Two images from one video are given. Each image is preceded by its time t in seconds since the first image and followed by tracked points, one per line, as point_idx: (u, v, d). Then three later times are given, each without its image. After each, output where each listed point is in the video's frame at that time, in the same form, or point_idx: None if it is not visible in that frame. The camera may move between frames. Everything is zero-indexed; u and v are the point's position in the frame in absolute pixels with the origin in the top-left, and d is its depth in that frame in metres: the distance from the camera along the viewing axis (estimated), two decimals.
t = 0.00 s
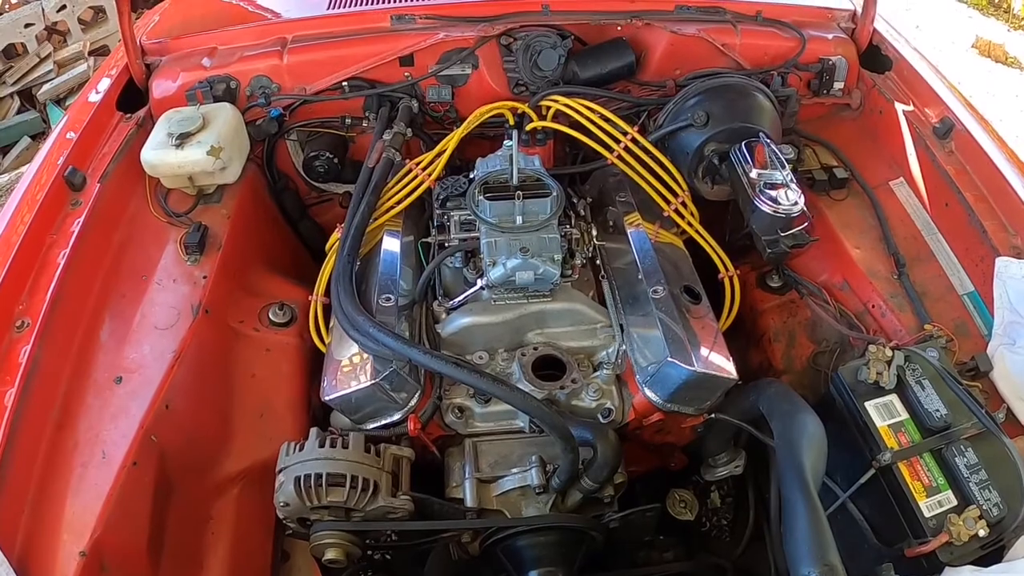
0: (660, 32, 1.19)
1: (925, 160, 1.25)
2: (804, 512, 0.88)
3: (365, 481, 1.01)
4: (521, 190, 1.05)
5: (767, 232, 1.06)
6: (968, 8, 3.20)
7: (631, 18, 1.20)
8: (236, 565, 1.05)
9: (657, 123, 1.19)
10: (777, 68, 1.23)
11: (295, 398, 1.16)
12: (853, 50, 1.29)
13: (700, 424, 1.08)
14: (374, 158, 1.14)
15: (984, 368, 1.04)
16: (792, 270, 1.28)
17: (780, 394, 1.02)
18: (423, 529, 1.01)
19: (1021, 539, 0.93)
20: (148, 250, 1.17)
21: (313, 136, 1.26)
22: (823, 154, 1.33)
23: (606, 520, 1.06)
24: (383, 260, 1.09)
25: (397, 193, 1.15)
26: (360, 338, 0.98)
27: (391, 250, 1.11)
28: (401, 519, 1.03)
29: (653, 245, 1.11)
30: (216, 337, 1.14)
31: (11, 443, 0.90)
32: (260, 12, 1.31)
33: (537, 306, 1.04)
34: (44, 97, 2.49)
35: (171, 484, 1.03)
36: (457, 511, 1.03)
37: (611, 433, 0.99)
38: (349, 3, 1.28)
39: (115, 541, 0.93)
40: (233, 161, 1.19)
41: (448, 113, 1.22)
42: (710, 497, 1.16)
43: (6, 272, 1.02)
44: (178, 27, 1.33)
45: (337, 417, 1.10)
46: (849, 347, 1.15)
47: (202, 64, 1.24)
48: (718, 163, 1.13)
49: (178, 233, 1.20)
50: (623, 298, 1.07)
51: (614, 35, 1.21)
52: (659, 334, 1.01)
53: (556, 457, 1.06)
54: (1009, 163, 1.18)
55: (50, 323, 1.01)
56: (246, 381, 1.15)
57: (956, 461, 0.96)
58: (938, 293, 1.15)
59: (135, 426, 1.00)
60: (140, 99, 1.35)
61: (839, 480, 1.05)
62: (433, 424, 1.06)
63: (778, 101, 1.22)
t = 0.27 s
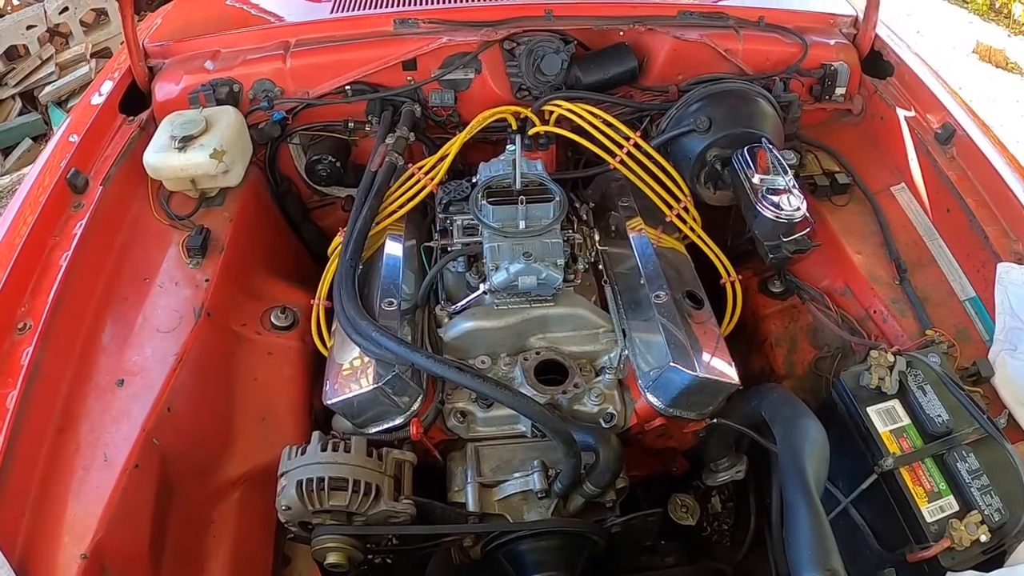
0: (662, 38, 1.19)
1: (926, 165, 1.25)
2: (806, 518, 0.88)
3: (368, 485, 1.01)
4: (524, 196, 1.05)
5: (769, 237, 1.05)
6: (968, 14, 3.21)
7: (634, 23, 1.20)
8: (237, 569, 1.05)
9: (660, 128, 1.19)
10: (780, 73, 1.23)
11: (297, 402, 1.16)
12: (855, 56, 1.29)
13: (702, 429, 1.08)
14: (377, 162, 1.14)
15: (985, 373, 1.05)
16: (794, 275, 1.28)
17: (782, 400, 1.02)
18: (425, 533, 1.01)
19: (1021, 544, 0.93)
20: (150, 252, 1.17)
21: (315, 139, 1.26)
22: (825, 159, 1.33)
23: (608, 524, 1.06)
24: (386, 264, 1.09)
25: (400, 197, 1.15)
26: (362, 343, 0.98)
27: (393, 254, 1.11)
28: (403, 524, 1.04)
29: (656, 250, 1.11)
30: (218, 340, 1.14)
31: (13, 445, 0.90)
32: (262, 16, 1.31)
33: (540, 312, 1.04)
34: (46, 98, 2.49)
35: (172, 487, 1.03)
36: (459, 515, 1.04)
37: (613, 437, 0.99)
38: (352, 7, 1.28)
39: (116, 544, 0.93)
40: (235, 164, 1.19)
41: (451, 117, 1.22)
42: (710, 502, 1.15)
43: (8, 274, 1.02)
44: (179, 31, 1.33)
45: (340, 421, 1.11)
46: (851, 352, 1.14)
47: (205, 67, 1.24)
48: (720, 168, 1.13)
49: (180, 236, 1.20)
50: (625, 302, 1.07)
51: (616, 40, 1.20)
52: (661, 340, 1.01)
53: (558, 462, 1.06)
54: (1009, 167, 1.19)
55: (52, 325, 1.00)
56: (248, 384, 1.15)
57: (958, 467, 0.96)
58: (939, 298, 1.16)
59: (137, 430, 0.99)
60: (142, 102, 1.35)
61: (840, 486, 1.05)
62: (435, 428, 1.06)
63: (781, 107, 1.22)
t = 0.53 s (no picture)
0: (664, 48, 1.20)
1: (925, 175, 1.26)
2: (806, 524, 0.89)
3: (370, 492, 1.01)
4: (526, 204, 1.06)
5: (769, 246, 1.06)
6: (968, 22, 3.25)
7: (636, 33, 1.21)
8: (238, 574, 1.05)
9: (661, 137, 1.20)
10: (780, 83, 1.24)
11: (299, 408, 1.17)
12: (855, 66, 1.30)
13: (702, 437, 1.09)
14: (380, 170, 1.15)
15: (984, 381, 1.06)
16: (793, 284, 1.29)
17: (782, 408, 1.02)
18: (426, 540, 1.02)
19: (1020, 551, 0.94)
20: (153, 259, 1.17)
21: (318, 147, 1.27)
22: (825, 169, 1.34)
23: (609, 532, 1.06)
24: (389, 271, 1.10)
25: (402, 206, 1.15)
26: (365, 350, 0.99)
27: (395, 262, 1.11)
28: (405, 530, 1.04)
29: (656, 259, 1.12)
30: (221, 347, 1.14)
31: (17, 450, 0.90)
32: (267, 23, 1.32)
33: (541, 320, 1.05)
34: (48, 103, 2.49)
35: (174, 492, 1.03)
36: (460, 521, 1.04)
37: (614, 445, 0.99)
38: (356, 15, 1.29)
39: (119, 549, 0.93)
40: (239, 171, 1.19)
41: (453, 126, 1.23)
42: (710, 509, 1.16)
43: (12, 280, 1.03)
44: (183, 38, 1.33)
45: (342, 428, 1.11)
46: (850, 360, 1.15)
47: (209, 74, 1.25)
48: (721, 177, 1.14)
49: (183, 242, 1.20)
50: (626, 311, 1.07)
51: (618, 49, 1.21)
52: (662, 348, 1.01)
53: (559, 469, 1.06)
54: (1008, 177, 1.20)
55: (56, 330, 1.01)
56: (250, 391, 1.16)
57: (956, 474, 0.96)
58: (938, 307, 1.16)
59: (140, 436, 1.00)
60: (146, 108, 1.35)
61: (839, 493, 1.06)
62: (437, 435, 1.07)
63: (781, 117, 1.24)
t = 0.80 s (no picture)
0: (658, 64, 1.22)
1: (918, 189, 1.28)
2: (796, 535, 0.91)
3: (368, 503, 1.03)
4: (522, 220, 1.07)
5: (762, 261, 1.08)
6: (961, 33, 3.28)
7: (631, 49, 1.23)
8: None
9: (655, 153, 1.22)
10: (773, 98, 1.25)
11: (297, 420, 1.18)
12: (847, 80, 1.31)
13: (695, 450, 1.11)
14: (377, 186, 1.17)
15: (974, 394, 1.07)
16: (786, 297, 1.30)
17: (773, 421, 1.04)
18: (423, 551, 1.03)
19: (1008, 561, 0.96)
20: (153, 273, 1.19)
21: (317, 162, 1.29)
22: (818, 183, 1.35)
23: (602, 543, 1.08)
24: (386, 286, 1.11)
25: (400, 221, 1.17)
26: (363, 364, 1.00)
27: (394, 274, 1.13)
28: (402, 542, 1.06)
29: (650, 273, 1.13)
30: (221, 359, 1.16)
31: (19, 461, 0.91)
32: (267, 38, 1.34)
33: (537, 334, 1.06)
34: (47, 113, 2.51)
35: (175, 504, 1.04)
36: (456, 533, 1.05)
37: (608, 458, 1.01)
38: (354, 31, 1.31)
39: (119, 560, 0.94)
40: (239, 186, 1.21)
41: (450, 141, 1.24)
42: (705, 520, 1.19)
43: (14, 293, 1.04)
44: (183, 53, 1.35)
45: (339, 440, 1.13)
46: (842, 373, 1.16)
47: (209, 89, 1.27)
48: (714, 193, 1.16)
49: (183, 256, 1.22)
50: (621, 325, 1.09)
51: (613, 66, 1.23)
52: (655, 361, 1.03)
53: (554, 481, 1.08)
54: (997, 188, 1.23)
55: (58, 343, 1.02)
56: (249, 403, 1.17)
57: (945, 486, 0.98)
58: (929, 319, 1.18)
59: (140, 447, 1.01)
60: (146, 122, 1.37)
61: (830, 504, 1.07)
62: (434, 447, 1.08)
63: (774, 132, 1.25)
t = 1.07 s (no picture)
0: (651, 80, 1.25)
1: (907, 202, 1.29)
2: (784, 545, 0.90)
3: (364, 516, 1.04)
4: (516, 237, 1.09)
5: (752, 276, 1.09)
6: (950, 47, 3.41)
7: (623, 66, 1.25)
8: None
9: (648, 168, 1.24)
10: (764, 113, 1.27)
11: (294, 433, 1.19)
12: (838, 94, 1.33)
13: (687, 463, 1.13)
14: (374, 202, 1.19)
15: (963, 406, 1.08)
16: (778, 310, 1.32)
17: (763, 434, 1.06)
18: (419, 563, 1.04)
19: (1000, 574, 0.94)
20: (152, 288, 1.20)
21: (313, 177, 1.31)
22: (809, 197, 1.37)
23: (596, 554, 1.10)
24: (381, 301, 1.13)
25: (395, 237, 1.19)
26: (359, 379, 1.02)
27: (390, 289, 1.15)
28: (398, 554, 1.07)
29: (642, 287, 1.15)
30: (220, 373, 1.17)
31: (20, 475, 0.92)
32: (265, 54, 1.36)
33: (531, 349, 1.08)
34: (45, 124, 2.52)
35: (174, 517, 1.05)
36: (450, 545, 1.07)
37: (600, 471, 1.02)
38: (350, 48, 1.34)
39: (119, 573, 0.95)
40: (236, 202, 1.23)
41: (445, 157, 1.27)
42: (699, 531, 1.20)
43: (15, 308, 1.05)
44: (182, 69, 1.36)
45: (336, 454, 1.14)
46: (833, 387, 1.18)
47: (207, 105, 1.28)
48: (706, 209, 1.18)
49: (181, 271, 1.23)
50: (613, 339, 1.10)
51: (606, 82, 1.25)
52: (647, 375, 1.04)
53: (548, 494, 1.09)
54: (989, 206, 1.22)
55: (58, 358, 1.03)
56: (247, 417, 1.18)
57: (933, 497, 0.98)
58: (919, 332, 1.19)
59: (140, 461, 1.02)
60: (145, 138, 1.38)
61: (819, 514, 1.09)
62: (429, 461, 1.10)
63: (765, 146, 1.27)
